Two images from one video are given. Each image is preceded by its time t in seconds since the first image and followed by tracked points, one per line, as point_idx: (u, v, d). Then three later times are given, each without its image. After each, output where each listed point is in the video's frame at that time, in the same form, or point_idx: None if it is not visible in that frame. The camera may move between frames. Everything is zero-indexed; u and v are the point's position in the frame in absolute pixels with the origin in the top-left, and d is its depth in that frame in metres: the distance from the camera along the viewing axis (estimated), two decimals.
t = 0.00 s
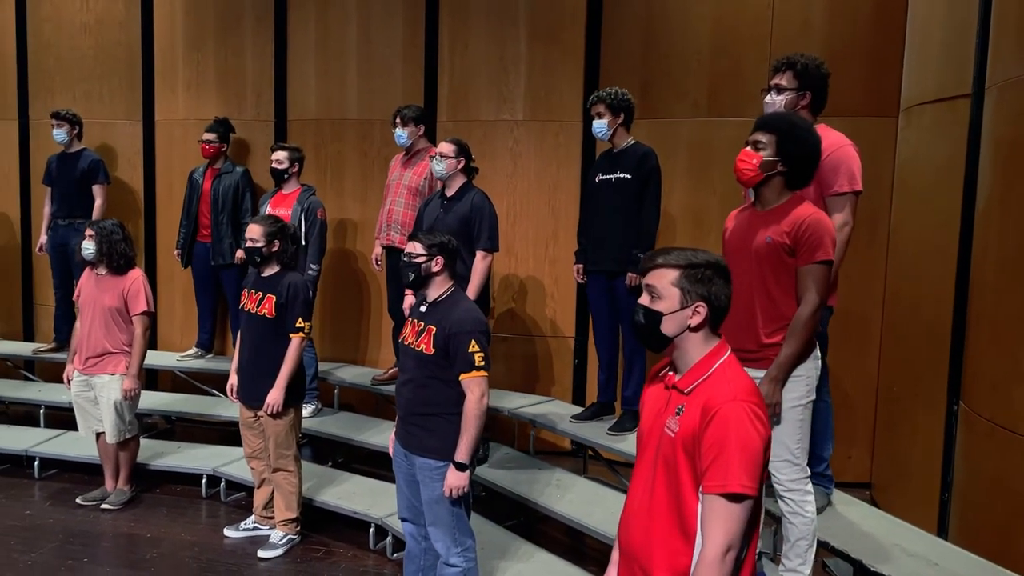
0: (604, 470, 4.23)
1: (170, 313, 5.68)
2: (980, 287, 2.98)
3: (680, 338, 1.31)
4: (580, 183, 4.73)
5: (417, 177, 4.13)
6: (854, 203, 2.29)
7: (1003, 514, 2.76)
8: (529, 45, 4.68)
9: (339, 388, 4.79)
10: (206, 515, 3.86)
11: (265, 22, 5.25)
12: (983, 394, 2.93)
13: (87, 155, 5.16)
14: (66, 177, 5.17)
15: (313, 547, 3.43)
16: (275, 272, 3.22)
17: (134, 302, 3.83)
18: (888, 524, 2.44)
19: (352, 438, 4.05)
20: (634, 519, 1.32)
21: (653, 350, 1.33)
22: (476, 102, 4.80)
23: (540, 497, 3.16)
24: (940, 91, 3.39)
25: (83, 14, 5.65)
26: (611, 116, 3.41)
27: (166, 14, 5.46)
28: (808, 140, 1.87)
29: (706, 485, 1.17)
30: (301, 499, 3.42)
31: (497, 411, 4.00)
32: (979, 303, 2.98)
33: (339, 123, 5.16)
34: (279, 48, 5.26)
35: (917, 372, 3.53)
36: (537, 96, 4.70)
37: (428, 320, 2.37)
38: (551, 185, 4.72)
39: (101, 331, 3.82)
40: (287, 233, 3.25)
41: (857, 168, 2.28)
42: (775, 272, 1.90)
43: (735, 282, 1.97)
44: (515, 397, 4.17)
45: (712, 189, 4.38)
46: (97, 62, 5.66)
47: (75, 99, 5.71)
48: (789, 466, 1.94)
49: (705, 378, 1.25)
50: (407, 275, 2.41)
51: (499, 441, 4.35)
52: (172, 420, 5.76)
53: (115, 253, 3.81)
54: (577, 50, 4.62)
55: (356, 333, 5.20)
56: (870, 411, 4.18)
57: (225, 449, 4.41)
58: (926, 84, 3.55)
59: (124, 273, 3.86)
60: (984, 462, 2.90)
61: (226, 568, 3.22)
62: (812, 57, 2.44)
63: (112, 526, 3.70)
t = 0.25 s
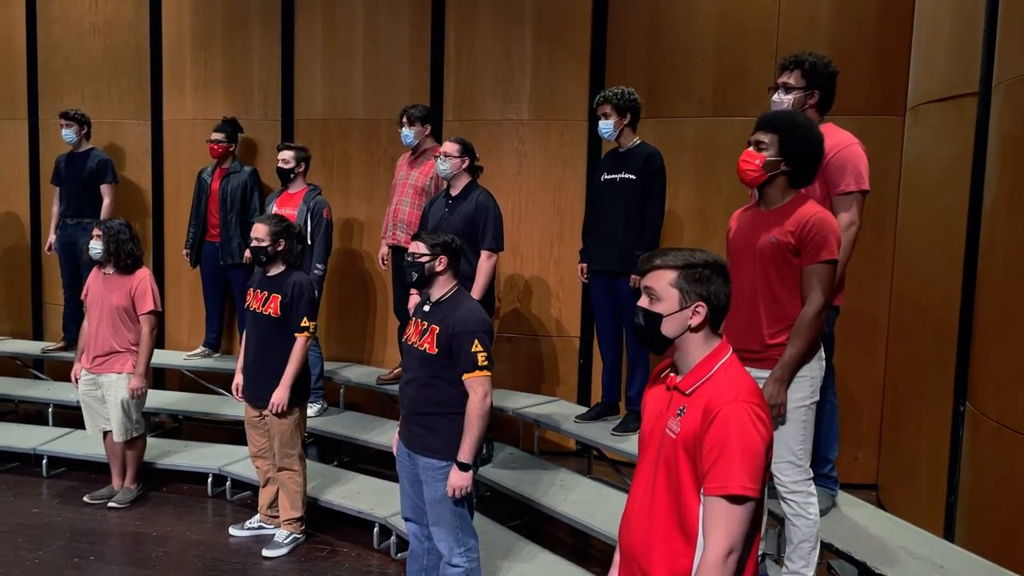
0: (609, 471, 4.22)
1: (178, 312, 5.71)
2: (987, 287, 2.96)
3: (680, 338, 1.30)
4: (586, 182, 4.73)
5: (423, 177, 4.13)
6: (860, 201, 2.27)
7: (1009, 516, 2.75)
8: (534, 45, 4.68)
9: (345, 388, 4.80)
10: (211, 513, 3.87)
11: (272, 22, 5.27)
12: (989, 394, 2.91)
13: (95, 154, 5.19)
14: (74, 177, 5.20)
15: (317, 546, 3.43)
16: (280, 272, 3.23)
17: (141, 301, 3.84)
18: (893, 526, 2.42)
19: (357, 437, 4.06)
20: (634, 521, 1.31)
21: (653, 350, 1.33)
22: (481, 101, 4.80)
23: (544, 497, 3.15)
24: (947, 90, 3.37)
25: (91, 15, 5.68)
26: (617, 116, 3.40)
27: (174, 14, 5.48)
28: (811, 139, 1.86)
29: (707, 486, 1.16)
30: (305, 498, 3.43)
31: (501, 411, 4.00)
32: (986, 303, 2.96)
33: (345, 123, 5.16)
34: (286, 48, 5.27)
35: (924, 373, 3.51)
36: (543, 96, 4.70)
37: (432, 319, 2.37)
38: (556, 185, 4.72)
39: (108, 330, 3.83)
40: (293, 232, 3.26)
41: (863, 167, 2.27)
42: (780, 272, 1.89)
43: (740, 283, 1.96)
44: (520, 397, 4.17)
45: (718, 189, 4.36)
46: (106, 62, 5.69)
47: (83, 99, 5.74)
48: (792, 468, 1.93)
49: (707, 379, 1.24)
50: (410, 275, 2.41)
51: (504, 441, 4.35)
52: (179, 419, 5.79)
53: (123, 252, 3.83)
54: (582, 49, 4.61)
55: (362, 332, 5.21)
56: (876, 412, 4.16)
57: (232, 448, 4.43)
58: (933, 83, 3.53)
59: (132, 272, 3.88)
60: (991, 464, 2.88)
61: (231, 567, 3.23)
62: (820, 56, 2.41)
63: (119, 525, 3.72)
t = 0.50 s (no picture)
0: (614, 471, 4.21)
1: (184, 312, 5.73)
2: (994, 288, 2.94)
3: (681, 339, 1.28)
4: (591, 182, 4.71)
5: (429, 177, 4.12)
6: (866, 201, 2.25)
7: (1016, 519, 2.72)
8: (539, 44, 4.67)
9: (350, 387, 4.80)
10: (217, 513, 3.88)
11: (278, 22, 5.28)
12: (997, 396, 2.89)
13: (102, 154, 5.21)
14: (82, 177, 5.22)
15: (321, 546, 3.44)
16: (285, 271, 3.24)
17: (147, 300, 3.85)
18: (899, 529, 2.40)
19: (362, 436, 4.06)
20: (633, 524, 1.28)
21: (653, 351, 1.31)
22: (487, 101, 4.80)
23: (548, 498, 3.14)
24: (955, 89, 3.35)
25: (99, 15, 5.71)
26: (626, 113, 3.40)
27: (181, 14, 5.50)
28: (813, 139, 1.85)
29: (707, 490, 1.14)
30: (309, 498, 3.43)
31: (506, 411, 3.99)
32: (994, 303, 2.93)
33: (351, 122, 5.17)
34: (292, 48, 5.28)
35: (931, 374, 3.48)
36: (548, 95, 4.69)
37: (434, 319, 2.37)
38: (562, 184, 4.71)
39: (114, 329, 3.84)
40: (297, 231, 3.26)
41: (869, 166, 2.25)
42: (783, 272, 1.88)
43: (743, 284, 1.95)
44: (525, 397, 4.16)
45: (724, 188, 4.34)
46: (113, 63, 5.71)
47: (91, 99, 5.77)
48: (795, 469, 1.92)
49: (707, 379, 1.21)
50: (413, 274, 2.41)
51: (509, 441, 4.34)
52: (186, 418, 5.81)
53: (129, 252, 3.84)
54: (587, 48, 4.60)
55: (367, 332, 5.21)
56: (883, 413, 4.13)
57: (237, 447, 4.44)
58: (940, 81, 3.50)
59: (138, 272, 3.89)
60: (999, 466, 2.86)
61: (235, 566, 3.24)
62: (829, 54, 2.39)
63: (125, 523, 3.73)
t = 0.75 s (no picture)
0: (618, 472, 4.19)
1: (191, 311, 5.74)
2: (1004, 288, 2.90)
3: (681, 339, 1.27)
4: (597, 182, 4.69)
5: (434, 177, 4.10)
6: (871, 202, 2.22)
7: None
8: (545, 43, 4.66)
9: (355, 387, 4.80)
10: (221, 512, 3.88)
11: (284, 22, 5.28)
12: (1006, 398, 2.85)
13: (109, 154, 5.22)
14: (88, 177, 5.24)
15: (324, 546, 3.43)
16: (288, 271, 3.23)
17: (152, 299, 3.86)
18: (905, 532, 2.37)
19: (366, 436, 4.06)
20: (631, 525, 1.26)
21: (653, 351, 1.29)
22: (492, 100, 4.79)
23: (551, 499, 3.13)
24: (964, 88, 3.31)
25: (106, 16, 5.73)
26: (633, 112, 3.37)
27: (188, 15, 5.51)
28: (818, 137, 1.83)
29: (705, 493, 1.12)
30: (312, 498, 3.43)
31: (510, 411, 3.98)
32: (1003, 304, 2.89)
33: (357, 122, 5.17)
34: (297, 48, 5.29)
35: (940, 375, 3.45)
36: (553, 95, 4.67)
37: (435, 318, 2.36)
38: (567, 184, 4.69)
39: (119, 328, 3.85)
40: (300, 231, 3.26)
41: (874, 166, 2.22)
42: (785, 272, 1.86)
43: (744, 283, 1.93)
44: (529, 397, 4.14)
45: (731, 188, 4.32)
46: (120, 63, 5.73)
47: (98, 99, 5.79)
48: (799, 471, 1.89)
49: (707, 381, 1.20)
50: (415, 274, 2.40)
51: (513, 442, 4.33)
52: (192, 418, 5.82)
53: (135, 252, 3.85)
54: (593, 48, 4.58)
55: (372, 331, 5.21)
56: (891, 415, 4.09)
57: (242, 447, 4.44)
58: (949, 80, 3.47)
59: (143, 271, 3.89)
60: (1007, 469, 2.82)
61: (238, 566, 3.24)
62: (834, 52, 2.37)
63: (129, 522, 3.74)
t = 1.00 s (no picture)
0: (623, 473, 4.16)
1: (197, 311, 5.75)
2: (1013, 289, 2.86)
3: (676, 341, 1.25)
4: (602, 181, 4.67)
5: (438, 178, 4.07)
6: (876, 201, 2.20)
7: None
8: (550, 42, 4.63)
9: (359, 386, 4.79)
10: (224, 511, 3.88)
11: (290, 22, 5.28)
12: (1015, 400, 2.82)
13: (114, 154, 5.24)
14: (94, 176, 5.25)
15: (327, 546, 3.42)
16: (290, 271, 3.22)
17: (156, 299, 3.86)
18: (911, 535, 2.34)
19: (370, 436, 4.05)
20: (625, 529, 1.25)
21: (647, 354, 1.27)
22: (497, 100, 4.77)
23: (554, 500, 3.11)
24: (973, 86, 3.27)
25: (113, 16, 5.74)
26: (639, 113, 3.34)
27: (194, 15, 5.52)
28: (823, 135, 1.80)
29: (699, 497, 1.10)
30: (315, 497, 3.42)
31: (514, 411, 3.96)
32: (1013, 305, 2.86)
33: (362, 122, 5.16)
34: (303, 48, 5.28)
35: (948, 376, 3.41)
36: (559, 94, 4.65)
37: (435, 318, 2.34)
38: (573, 183, 4.67)
39: (123, 327, 3.85)
40: (303, 231, 3.25)
41: (879, 165, 2.20)
42: (786, 272, 1.83)
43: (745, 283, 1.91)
44: (533, 397, 4.12)
45: (737, 187, 4.28)
46: (126, 64, 5.74)
47: (104, 99, 5.80)
48: (802, 474, 1.87)
49: (702, 384, 1.18)
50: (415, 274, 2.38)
51: (518, 442, 4.31)
52: (198, 417, 5.83)
53: (139, 251, 3.85)
54: (598, 47, 4.56)
55: (377, 331, 5.20)
56: (899, 415, 4.05)
57: (246, 446, 4.44)
58: (958, 78, 3.42)
59: (147, 270, 3.89)
60: (1016, 472, 2.79)
61: (240, 565, 3.23)
62: (837, 49, 2.35)
63: (133, 521, 3.74)
